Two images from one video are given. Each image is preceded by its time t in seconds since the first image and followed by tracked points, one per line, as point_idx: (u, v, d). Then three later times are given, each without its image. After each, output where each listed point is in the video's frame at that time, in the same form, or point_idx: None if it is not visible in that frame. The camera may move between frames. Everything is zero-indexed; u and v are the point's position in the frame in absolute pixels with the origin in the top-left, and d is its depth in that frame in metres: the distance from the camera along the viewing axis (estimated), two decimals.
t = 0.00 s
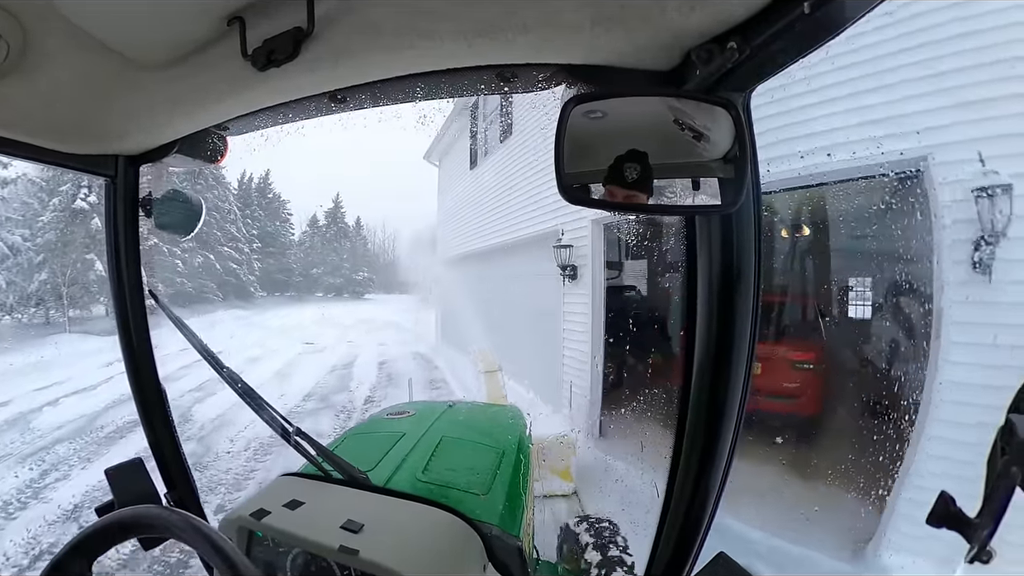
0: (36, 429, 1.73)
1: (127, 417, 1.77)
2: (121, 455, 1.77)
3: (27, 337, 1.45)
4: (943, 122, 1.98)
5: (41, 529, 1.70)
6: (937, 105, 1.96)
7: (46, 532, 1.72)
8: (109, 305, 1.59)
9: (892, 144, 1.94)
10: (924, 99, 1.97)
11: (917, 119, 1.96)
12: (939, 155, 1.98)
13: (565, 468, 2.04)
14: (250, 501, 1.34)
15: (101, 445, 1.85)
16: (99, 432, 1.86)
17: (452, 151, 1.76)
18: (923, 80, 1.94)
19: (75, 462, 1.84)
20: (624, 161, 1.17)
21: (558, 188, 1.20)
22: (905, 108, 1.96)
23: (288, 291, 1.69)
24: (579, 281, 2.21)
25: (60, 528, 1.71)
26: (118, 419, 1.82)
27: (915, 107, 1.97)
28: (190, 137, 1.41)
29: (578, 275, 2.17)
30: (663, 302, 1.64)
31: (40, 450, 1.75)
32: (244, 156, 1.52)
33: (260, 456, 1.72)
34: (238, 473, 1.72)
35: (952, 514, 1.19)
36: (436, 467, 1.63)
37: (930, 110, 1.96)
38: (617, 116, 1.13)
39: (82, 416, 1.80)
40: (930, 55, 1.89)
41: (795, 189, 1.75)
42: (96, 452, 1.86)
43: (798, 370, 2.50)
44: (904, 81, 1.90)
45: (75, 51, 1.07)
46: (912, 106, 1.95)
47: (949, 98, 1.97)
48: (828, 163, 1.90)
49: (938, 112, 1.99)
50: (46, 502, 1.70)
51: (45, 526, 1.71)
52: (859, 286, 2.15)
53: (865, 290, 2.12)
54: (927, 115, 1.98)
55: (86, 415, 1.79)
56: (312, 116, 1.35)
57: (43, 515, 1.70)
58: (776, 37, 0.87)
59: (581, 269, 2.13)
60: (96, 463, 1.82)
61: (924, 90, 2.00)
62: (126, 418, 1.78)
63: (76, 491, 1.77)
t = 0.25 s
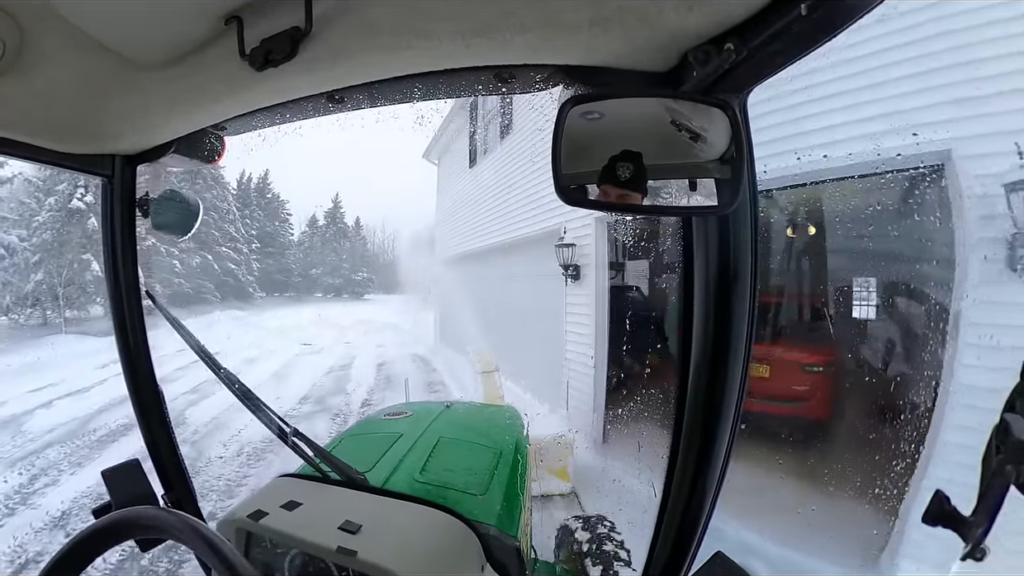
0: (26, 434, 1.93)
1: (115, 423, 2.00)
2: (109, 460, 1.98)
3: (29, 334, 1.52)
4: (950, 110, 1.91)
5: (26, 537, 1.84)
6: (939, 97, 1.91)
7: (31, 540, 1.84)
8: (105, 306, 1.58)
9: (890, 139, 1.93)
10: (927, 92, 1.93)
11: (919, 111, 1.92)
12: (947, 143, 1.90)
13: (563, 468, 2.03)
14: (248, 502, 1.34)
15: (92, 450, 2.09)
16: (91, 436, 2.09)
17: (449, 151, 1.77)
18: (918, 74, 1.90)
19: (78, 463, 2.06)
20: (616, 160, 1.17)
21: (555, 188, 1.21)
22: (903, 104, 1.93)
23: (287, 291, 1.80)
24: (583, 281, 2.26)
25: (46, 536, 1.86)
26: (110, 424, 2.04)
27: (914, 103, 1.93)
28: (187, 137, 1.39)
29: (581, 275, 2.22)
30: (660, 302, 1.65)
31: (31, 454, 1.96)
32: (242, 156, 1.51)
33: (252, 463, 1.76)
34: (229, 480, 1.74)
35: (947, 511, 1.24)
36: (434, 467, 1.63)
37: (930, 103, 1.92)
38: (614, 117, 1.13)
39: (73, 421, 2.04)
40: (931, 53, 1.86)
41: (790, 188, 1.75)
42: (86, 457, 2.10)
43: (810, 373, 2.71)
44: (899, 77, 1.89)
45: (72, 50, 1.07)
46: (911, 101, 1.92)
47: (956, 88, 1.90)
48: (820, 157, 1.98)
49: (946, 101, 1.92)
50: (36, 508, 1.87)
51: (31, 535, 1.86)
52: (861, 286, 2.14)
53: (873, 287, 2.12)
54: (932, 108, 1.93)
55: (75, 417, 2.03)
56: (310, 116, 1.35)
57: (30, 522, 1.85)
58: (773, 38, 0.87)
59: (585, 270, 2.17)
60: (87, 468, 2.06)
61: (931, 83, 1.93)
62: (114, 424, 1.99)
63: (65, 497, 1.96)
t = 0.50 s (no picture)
0: (20, 437, 1.96)
1: (111, 425, 2.19)
2: (101, 462, 2.14)
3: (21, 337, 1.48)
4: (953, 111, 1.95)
5: (15, 544, 1.84)
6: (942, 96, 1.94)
7: (18, 548, 1.84)
8: (102, 307, 1.57)
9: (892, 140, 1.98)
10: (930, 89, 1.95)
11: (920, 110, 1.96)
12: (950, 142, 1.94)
13: (560, 468, 2.06)
14: (246, 503, 1.34)
15: (84, 454, 2.27)
16: (83, 439, 2.28)
17: (447, 150, 1.77)
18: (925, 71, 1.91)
19: (71, 464, 2.17)
20: (616, 160, 1.16)
21: (552, 189, 1.21)
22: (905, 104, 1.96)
23: (286, 292, 1.80)
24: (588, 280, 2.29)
25: (35, 543, 1.88)
26: (103, 427, 2.26)
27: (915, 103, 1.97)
28: (183, 137, 1.38)
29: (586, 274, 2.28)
30: (660, 301, 1.65)
31: (24, 458, 2.00)
32: (238, 157, 1.51)
33: (246, 468, 1.96)
34: (221, 487, 1.82)
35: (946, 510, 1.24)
36: (432, 468, 1.63)
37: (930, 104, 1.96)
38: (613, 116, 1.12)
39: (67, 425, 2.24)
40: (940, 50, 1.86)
41: (790, 188, 1.79)
42: (76, 461, 2.20)
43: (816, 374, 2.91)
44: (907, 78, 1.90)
45: (68, 50, 1.06)
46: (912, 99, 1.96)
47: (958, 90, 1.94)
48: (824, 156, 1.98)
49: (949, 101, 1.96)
50: (25, 515, 1.91)
51: (19, 541, 1.86)
52: (863, 286, 2.36)
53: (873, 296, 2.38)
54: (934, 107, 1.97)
55: (70, 420, 2.21)
56: (307, 116, 1.34)
57: (19, 529, 1.88)
58: (771, 38, 0.87)
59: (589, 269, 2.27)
60: (83, 469, 2.17)
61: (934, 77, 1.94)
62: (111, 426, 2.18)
63: (54, 504, 2.01)
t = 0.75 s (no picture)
0: (11, 439, 1.96)
1: (105, 427, 2.27)
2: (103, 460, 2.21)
3: (15, 337, 1.47)
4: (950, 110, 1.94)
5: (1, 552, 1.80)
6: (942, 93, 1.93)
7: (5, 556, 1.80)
8: (98, 308, 1.57)
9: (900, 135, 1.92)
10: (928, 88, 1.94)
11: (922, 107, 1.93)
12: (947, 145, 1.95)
13: (559, 469, 2.04)
14: (243, 505, 1.34)
15: (74, 458, 2.27)
16: (74, 443, 2.30)
17: (445, 151, 1.77)
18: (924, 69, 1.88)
19: (61, 468, 2.18)
20: (615, 161, 1.17)
21: (551, 190, 1.19)
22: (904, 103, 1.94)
23: (286, 292, 1.83)
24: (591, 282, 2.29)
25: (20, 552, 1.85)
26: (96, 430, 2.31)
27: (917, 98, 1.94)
28: (180, 137, 1.37)
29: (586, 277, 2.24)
30: (658, 302, 1.65)
31: (14, 461, 1.99)
32: (236, 156, 1.51)
33: (240, 474, 1.78)
34: (213, 494, 1.68)
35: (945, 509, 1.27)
36: (430, 469, 1.63)
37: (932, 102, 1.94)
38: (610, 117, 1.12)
39: (60, 427, 2.22)
40: (936, 48, 1.84)
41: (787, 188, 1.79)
42: (66, 465, 2.21)
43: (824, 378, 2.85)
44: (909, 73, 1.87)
45: (64, 50, 1.06)
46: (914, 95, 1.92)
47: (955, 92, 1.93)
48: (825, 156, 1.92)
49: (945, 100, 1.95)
50: (11, 522, 1.85)
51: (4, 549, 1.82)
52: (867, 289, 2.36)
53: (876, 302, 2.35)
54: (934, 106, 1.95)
55: (57, 426, 2.19)
56: (305, 116, 1.34)
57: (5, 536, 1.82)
58: (769, 39, 0.87)
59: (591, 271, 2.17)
60: (73, 473, 2.19)
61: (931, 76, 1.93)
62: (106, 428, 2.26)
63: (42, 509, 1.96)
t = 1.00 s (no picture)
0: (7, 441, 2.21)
1: (97, 430, 2.47)
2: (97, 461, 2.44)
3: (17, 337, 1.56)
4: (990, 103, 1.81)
5: None
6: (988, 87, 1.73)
7: None
8: (95, 308, 1.55)
9: (913, 132, 1.89)
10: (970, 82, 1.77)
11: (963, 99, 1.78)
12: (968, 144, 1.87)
13: (557, 468, 2.05)
14: (241, 505, 1.33)
15: (65, 461, 2.45)
16: (68, 446, 2.48)
17: (442, 152, 1.78)
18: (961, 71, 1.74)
19: (55, 473, 2.35)
20: (612, 161, 1.16)
21: (549, 190, 1.20)
22: (912, 97, 1.84)
23: (285, 292, 1.89)
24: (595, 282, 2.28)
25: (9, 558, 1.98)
26: (87, 434, 2.50)
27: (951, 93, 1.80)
28: (177, 137, 1.36)
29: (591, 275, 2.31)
30: (656, 302, 1.65)
31: (5, 465, 2.20)
32: (234, 156, 1.50)
33: (231, 481, 1.95)
34: (207, 498, 1.78)
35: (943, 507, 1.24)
36: (428, 469, 1.63)
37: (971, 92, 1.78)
38: (609, 117, 1.12)
39: (56, 430, 2.42)
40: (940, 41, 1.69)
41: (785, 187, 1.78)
42: (58, 469, 2.38)
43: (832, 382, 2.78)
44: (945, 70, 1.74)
45: (61, 49, 1.05)
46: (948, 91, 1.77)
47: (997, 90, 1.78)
48: (826, 154, 1.93)
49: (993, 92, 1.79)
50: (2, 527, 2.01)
51: None
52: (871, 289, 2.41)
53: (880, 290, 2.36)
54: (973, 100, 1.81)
55: (59, 427, 2.42)
56: (302, 117, 1.34)
57: None
58: (767, 39, 0.87)
59: (593, 270, 2.25)
60: (64, 477, 2.35)
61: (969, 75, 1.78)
62: (99, 432, 2.43)
63: (33, 515, 2.13)
